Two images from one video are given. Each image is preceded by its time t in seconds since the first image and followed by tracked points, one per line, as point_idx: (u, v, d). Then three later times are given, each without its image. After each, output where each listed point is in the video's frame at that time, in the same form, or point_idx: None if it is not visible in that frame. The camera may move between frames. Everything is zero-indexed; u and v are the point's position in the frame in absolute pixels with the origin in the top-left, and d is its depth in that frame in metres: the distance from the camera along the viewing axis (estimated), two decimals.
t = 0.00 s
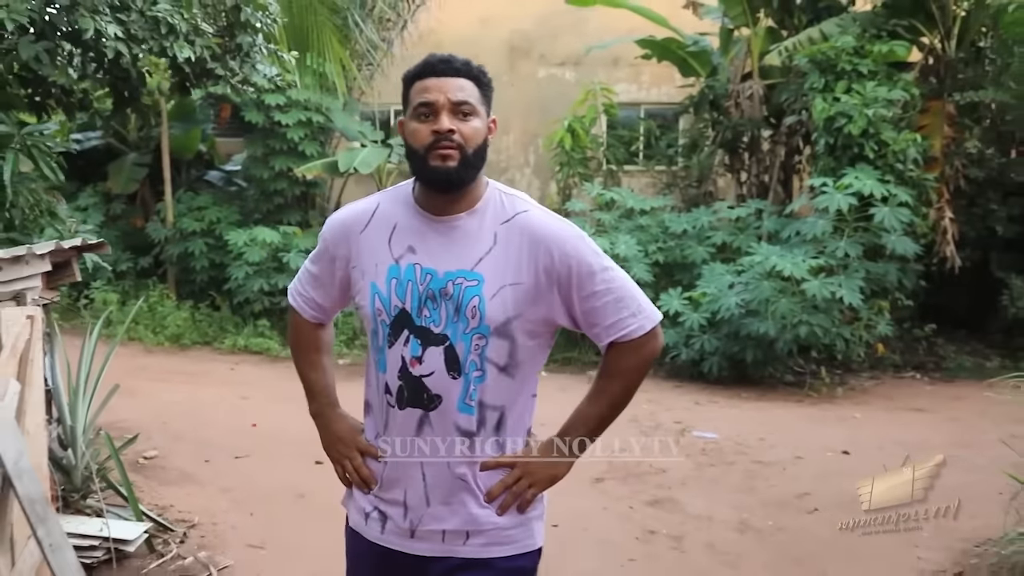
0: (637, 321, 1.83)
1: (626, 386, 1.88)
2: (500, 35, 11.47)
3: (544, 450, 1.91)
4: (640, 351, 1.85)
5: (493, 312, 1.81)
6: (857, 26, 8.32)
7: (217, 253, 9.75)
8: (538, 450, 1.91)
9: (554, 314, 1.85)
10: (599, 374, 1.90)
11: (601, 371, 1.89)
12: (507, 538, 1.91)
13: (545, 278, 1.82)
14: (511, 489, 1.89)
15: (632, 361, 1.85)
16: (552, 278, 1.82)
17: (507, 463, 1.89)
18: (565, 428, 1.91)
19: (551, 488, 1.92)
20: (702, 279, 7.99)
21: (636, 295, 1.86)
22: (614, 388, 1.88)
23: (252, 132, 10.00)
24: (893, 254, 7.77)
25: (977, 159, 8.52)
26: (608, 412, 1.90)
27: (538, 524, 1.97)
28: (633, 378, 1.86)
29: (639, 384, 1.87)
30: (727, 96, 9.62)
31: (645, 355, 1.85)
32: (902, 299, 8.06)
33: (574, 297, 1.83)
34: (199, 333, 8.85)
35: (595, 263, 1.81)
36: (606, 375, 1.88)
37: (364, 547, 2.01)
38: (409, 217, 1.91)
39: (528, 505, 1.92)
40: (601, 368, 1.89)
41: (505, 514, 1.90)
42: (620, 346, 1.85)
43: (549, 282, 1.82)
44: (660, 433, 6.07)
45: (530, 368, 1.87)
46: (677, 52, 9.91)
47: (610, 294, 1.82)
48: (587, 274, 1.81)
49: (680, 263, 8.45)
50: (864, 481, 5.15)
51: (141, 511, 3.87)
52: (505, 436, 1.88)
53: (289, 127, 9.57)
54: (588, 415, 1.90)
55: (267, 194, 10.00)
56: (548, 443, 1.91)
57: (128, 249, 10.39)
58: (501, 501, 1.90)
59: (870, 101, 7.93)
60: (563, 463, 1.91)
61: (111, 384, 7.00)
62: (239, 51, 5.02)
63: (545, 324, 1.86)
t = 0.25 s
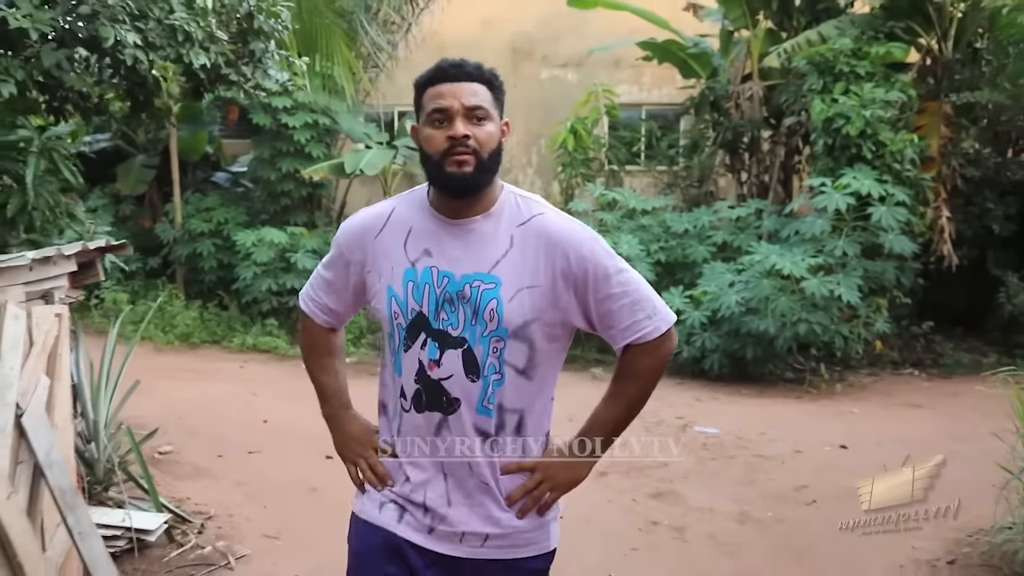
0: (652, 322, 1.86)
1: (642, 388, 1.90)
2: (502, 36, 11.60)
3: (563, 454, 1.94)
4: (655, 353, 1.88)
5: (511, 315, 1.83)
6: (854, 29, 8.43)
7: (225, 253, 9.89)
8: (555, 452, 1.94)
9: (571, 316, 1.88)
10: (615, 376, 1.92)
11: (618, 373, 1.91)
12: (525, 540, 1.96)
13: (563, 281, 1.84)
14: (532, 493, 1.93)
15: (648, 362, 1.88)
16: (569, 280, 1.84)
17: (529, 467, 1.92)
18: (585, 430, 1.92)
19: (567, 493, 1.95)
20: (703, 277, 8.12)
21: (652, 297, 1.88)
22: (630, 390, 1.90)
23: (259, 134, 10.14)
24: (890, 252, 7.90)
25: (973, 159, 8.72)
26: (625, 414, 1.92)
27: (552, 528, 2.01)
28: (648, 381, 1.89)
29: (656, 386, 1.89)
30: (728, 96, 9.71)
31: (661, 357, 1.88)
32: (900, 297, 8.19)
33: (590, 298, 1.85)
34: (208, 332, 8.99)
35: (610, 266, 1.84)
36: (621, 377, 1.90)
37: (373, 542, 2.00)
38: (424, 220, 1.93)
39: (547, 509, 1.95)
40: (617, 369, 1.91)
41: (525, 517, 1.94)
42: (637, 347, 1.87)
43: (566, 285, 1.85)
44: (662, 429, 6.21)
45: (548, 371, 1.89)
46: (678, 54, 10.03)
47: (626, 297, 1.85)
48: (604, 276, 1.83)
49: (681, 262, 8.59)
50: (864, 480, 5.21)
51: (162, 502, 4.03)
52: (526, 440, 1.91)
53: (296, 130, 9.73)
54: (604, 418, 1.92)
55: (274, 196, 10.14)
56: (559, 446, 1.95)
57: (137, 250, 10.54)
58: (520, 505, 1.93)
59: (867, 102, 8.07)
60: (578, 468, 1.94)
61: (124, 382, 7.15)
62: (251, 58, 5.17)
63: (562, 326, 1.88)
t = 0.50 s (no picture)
0: (644, 320, 1.94)
1: (636, 384, 1.99)
2: (503, 39, 11.75)
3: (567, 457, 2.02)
4: (648, 351, 1.97)
5: (511, 322, 1.89)
6: (850, 33, 8.56)
7: (230, 253, 10.03)
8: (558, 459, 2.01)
9: (565, 319, 1.95)
10: (609, 375, 2.01)
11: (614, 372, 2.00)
12: (531, 541, 2.03)
13: (558, 285, 1.91)
14: (538, 496, 2.01)
15: (642, 361, 1.96)
16: (565, 285, 1.92)
17: (534, 471, 2.01)
18: (584, 431, 2.00)
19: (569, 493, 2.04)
20: (701, 277, 8.26)
21: (642, 296, 1.96)
22: (627, 387, 1.99)
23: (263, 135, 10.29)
24: (884, 253, 8.04)
25: (967, 161, 8.81)
26: (622, 412, 2.00)
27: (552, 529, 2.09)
28: (643, 378, 1.98)
29: (650, 380, 1.98)
30: (725, 99, 9.85)
31: (654, 355, 1.97)
32: (894, 296, 8.33)
33: (584, 300, 1.93)
34: (213, 331, 9.13)
35: (603, 268, 1.92)
36: (619, 375, 1.99)
37: (381, 552, 2.00)
38: (415, 232, 1.97)
39: (552, 510, 2.04)
40: (612, 368, 1.99)
41: (532, 519, 2.02)
42: (632, 344, 1.95)
43: (562, 289, 1.92)
44: (660, 424, 6.36)
45: (546, 375, 1.96)
46: (676, 56, 10.17)
47: (619, 297, 1.93)
48: (597, 278, 1.91)
49: (679, 261, 8.74)
50: (864, 480, 5.25)
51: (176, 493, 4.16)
52: (529, 444, 1.98)
53: (299, 132, 9.88)
54: (604, 418, 2.00)
55: (278, 196, 10.28)
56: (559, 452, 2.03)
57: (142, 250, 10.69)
58: (528, 507, 2.01)
59: (862, 105, 8.24)
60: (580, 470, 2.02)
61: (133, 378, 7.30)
62: (259, 63, 5.33)
63: (558, 329, 1.95)
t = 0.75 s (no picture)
0: (619, 302, 1.92)
1: (615, 366, 1.98)
2: (504, 41, 11.92)
3: (552, 445, 1.99)
4: (621, 334, 1.95)
5: (492, 313, 1.85)
6: (846, 35, 8.71)
7: (236, 252, 10.19)
8: (543, 450, 1.98)
9: (540, 306, 1.92)
10: (586, 358, 1.99)
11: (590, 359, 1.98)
12: (524, 532, 1.99)
13: (532, 274, 1.88)
14: (529, 486, 1.97)
15: (620, 343, 1.95)
16: (539, 273, 1.88)
17: (522, 462, 1.97)
18: (568, 418, 2.01)
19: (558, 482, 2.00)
20: (699, 275, 8.41)
21: (613, 279, 1.93)
22: (605, 371, 1.97)
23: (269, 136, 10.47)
24: (879, 251, 8.19)
25: (960, 161, 8.98)
26: (604, 394, 1.99)
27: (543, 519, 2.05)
28: (620, 359, 1.97)
29: (627, 360, 1.97)
30: (724, 100, 10.03)
31: (628, 336, 1.95)
32: (889, 294, 8.47)
33: (558, 287, 1.90)
34: (219, 328, 9.28)
35: (574, 253, 1.89)
36: (596, 359, 1.97)
37: (374, 549, 1.96)
38: (384, 230, 1.89)
39: (543, 499, 2.00)
40: (588, 351, 1.98)
41: (524, 510, 1.98)
42: (606, 327, 1.93)
43: (535, 277, 1.88)
44: (658, 419, 6.52)
45: (527, 364, 1.92)
46: (676, 58, 10.33)
47: (593, 281, 1.90)
48: (569, 265, 1.88)
49: (678, 260, 8.89)
50: (864, 480, 5.23)
51: (190, 482, 4.30)
52: (514, 436, 1.94)
53: (304, 132, 10.07)
54: (589, 402, 1.99)
55: (283, 196, 10.44)
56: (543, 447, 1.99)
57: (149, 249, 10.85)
58: (518, 498, 1.97)
59: (857, 107, 8.39)
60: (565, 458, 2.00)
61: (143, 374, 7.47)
62: (270, 67, 5.47)
63: (535, 317, 1.92)
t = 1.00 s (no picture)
0: (604, 276, 1.89)
1: (604, 343, 1.95)
2: (505, 40, 12.05)
3: (541, 423, 1.94)
4: (607, 311, 1.92)
5: (483, 288, 1.79)
6: (844, 36, 8.85)
7: (243, 249, 10.34)
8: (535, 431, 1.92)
9: (528, 283, 1.87)
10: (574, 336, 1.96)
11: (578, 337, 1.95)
12: (524, 509, 1.90)
13: (521, 249, 1.83)
14: (521, 462, 1.89)
15: (606, 320, 1.92)
16: (528, 248, 1.83)
17: (512, 439, 1.90)
18: (557, 396, 1.98)
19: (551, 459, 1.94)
20: (699, 271, 8.56)
21: (598, 255, 1.90)
22: (593, 350, 1.94)
23: (275, 134, 10.64)
24: (876, 248, 8.34)
25: (956, 159, 9.11)
26: (592, 372, 1.96)
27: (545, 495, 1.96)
28: (608, 335, 1.93)
29: (616, 336, 1.94)
30: (724, 99, 10.18)
31: (614, 313, 1.92)
32: (886, 290, 8.64)
33: (545, 264, 1.85)
34: (227, 324, 9.43)
35: (561, 228, 1.85)
36: (584, 337, 1.94)
37: (373, 541, 1.89)
38: (372, 211, 1.83)
39: (537, 476, 1.92)
40: (575, 330, 1.95)
41: (519, 488, 1.90)
42: (593, 304, 1.90)
43: (524, 253, 1.83)
44: (659, 411, 6.67)
45: (516, 342, 1.86)
46: (676, 58, 10.48)
47: (579, 257, 1.86)
48: (555, 240, 1.84)
49: (678, 257, 9.04)
50: (865, 480, 5.21)
51: (208, 469, 4.46)
52: (501, 414, 1.88)
53: (310, 131, 10.19)
54: (577, 380, 1.96)
55: (290, 194, 10.60)
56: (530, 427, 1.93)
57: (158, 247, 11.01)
58: (512, 475, 1.89)
59: (854, 106, 8.54)
60: (554, 437, 1.95)
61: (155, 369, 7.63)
62: (280, 66, 5.70)
63: (523, 294, 1.87)
